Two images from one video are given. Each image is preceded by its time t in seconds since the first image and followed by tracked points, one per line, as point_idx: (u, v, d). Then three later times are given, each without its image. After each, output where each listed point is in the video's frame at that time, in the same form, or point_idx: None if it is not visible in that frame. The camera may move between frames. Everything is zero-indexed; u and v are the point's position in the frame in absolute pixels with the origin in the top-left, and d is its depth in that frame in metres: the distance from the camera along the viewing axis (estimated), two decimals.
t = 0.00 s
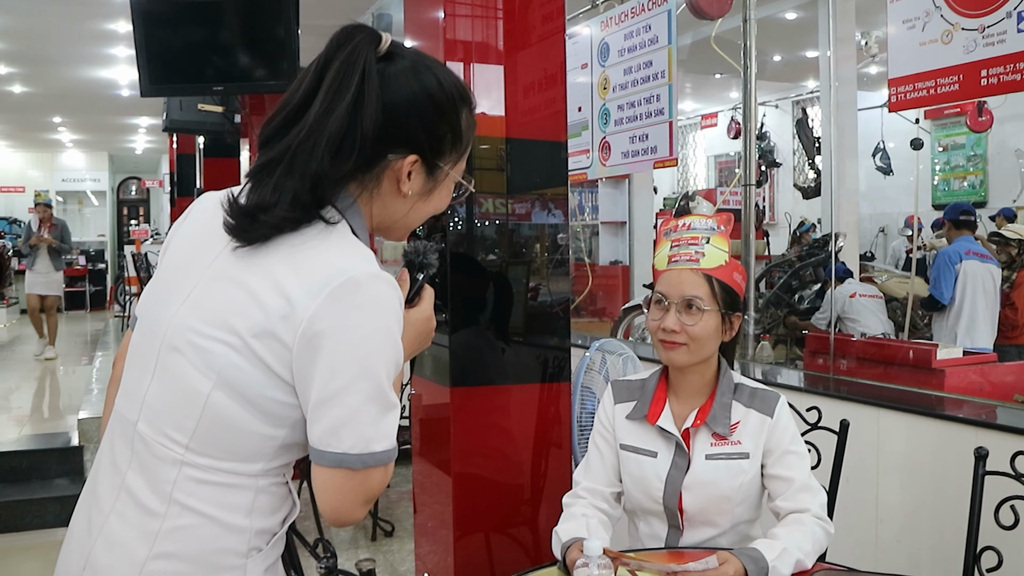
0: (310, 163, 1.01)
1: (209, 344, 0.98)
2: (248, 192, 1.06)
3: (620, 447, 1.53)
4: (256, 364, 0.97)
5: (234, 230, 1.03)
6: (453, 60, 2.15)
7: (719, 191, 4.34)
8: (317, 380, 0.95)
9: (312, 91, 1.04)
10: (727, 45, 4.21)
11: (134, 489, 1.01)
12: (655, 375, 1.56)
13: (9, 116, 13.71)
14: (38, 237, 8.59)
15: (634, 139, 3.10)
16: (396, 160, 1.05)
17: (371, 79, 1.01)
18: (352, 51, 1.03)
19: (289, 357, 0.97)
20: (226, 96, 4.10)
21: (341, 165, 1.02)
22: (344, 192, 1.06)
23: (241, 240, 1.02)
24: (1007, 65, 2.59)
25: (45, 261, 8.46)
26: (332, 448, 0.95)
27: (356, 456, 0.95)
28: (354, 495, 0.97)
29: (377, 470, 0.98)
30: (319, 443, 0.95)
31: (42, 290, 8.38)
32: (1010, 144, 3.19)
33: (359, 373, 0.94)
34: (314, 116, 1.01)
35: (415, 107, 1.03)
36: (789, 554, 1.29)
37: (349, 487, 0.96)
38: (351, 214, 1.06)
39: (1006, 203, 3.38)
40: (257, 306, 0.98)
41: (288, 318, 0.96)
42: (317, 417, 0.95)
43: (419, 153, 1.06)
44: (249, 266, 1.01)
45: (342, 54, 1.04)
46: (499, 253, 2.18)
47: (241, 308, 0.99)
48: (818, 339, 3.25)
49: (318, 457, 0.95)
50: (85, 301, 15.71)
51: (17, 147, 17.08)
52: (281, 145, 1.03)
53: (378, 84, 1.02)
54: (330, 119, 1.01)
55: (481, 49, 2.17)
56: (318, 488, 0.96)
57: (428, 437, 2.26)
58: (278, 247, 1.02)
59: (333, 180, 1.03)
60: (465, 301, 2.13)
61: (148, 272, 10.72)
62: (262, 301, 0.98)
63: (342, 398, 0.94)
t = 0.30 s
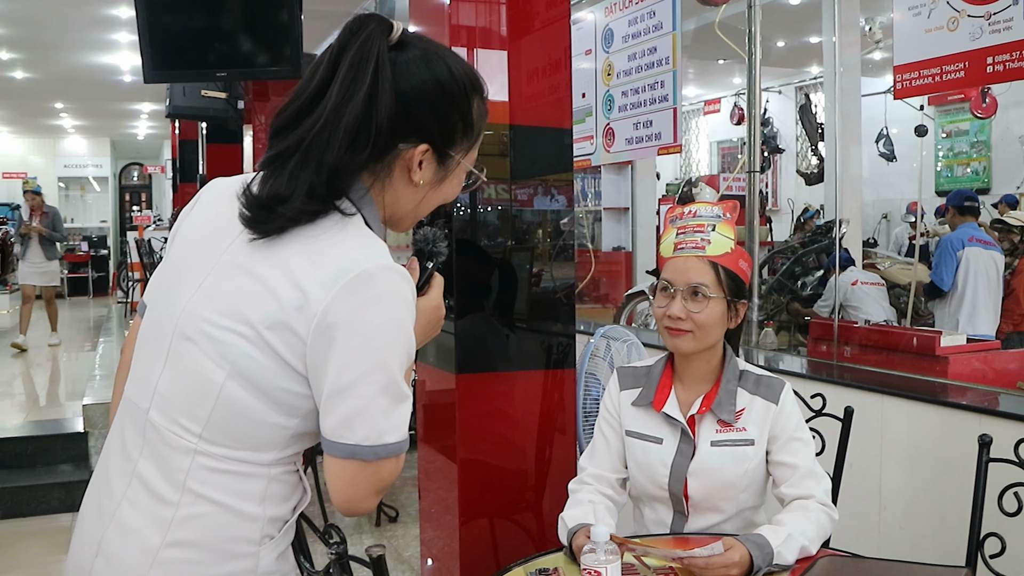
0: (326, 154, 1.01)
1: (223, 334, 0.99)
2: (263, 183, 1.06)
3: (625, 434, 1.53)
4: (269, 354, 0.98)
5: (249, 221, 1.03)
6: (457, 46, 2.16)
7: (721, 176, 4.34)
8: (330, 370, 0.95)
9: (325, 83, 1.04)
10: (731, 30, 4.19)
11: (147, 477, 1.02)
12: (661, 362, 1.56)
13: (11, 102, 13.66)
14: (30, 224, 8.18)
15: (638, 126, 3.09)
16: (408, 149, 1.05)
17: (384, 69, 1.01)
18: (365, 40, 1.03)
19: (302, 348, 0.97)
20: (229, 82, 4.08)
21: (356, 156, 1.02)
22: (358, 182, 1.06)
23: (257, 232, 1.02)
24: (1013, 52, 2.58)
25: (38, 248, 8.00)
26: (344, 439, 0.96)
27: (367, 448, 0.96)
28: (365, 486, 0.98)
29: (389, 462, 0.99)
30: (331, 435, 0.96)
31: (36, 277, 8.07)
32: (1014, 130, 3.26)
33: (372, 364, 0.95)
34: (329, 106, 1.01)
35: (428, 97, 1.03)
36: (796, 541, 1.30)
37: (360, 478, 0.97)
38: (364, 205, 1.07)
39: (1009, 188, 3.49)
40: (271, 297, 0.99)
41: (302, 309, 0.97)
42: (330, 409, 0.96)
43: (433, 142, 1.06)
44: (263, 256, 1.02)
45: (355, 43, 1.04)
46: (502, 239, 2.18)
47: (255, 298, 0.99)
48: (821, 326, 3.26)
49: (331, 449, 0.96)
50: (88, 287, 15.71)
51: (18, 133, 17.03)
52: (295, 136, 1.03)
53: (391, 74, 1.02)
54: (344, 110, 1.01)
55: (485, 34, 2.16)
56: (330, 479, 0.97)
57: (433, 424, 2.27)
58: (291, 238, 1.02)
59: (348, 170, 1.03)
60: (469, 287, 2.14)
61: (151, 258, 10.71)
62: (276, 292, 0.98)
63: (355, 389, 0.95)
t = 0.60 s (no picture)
0: (330, 150, 1.01)
1: (227, 329, 0.99)
2: (266, 179, 1.06)
3: (625, 427, 1.54)
4: (273, 350, 0.98)
5: (254, 217, 1.03)
6: (456, 39, 2.15)
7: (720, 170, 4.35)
8: (334, 366, 0.96)
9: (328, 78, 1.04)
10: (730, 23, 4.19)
11: (150, 471, 1.02)
12: (661, 355, 1.57)
13: (10, 95, 13.62)
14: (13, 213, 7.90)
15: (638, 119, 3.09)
16: (411, 144, 1.05)
17: (387, 64, 1.01)
18: (366, 35, 1.03)
19: (306, 344, 0.98)
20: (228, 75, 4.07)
21: (359, 151, 1.02)
22: (361, 178, 1.06)
23: (262, 228, 1.02)
24: (1011, 47, 2.58)
25: (22, 240, 7.71)
26: (348, 434, 0.96)
27: (370, 443, 0.97)
28: (367, 482, 0.99)
29: (391, 457, 0.99)
30: (335, 430, 0.96)
31: (22, 270, 7.78)
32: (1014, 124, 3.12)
33: (376, 360, 0.96)
34: (332, 102, 1.01)
35: (430, 91, 1.03)
36: (795, 533, 1.31)
37: (362, 474, 0.98)
38: (367, 200, 1.07)
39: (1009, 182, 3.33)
40: (275, 292, 0.99)
41: (306, 305, 0.97)
42: (333, 404, 0.96)
43: (435, 136, 1.06)
44: (267, 252, 1.02)
45: (356, 38, 1.04)
46: (500, 232, 2.18)
47: (258, 293, 0.99)
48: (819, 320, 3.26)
49: (334, 444, 0.96)
50: (87, 280, 15.69)
51: (17, 126, 16.99)
52: (298, 132, 1.03)
53: (393, 69, 1.02)
54: (347, 106, 1.01)
55: (485, 28, 2.16)
56: (333, 474, 0.98)
57: (433, 417, 2.27)
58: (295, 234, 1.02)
59: (351, 166, 1.03)
60: (468, 280, 2.14)
61: (150, 251, 10.69)
62: (280, 287, 0.98)
63: (359, 384, 0.95)
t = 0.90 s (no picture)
0: (317, 148, 1.00)
1: (217, 324, 0.99)
2: (255, 179, 1.05)
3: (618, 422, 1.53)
4: (264, 345, 0.98)
5: (244, 216, 1.02)
6: (451, 33, 2.14)
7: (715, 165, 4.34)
8: (324, 362, 0.95)
9: (314, 77, 1.04)
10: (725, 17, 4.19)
11: (140, 467, 1.01)
12: (654, 351, 1.56)
13: (5, 89, 13.56)
14: None
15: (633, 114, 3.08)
16: (400, 140, 1.04)
17: (372, 60, 1.00)
18: (350, 33, 1.02)
19: (296, 339, 0.97)
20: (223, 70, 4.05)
21: (348, 149, 1.01)
22: (351, 174, 1.05)
23: (251, 226, 1.01)
24: (1007, 42, 2.59)
25: (9, 235, 7.66)
26: (338, 430, 0.95)
27: (361, 438, 0.96)
28: (358, 478, 0.98)
29: (382, 453, 0.99)
30: (325, 425, 0.96)
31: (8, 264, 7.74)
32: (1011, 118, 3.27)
33: (367, 355, 0.95)
34: (318, 100, 1.00)
35: (417, 87, 1.02)
36: (788, 528, 1.31)
37: (353, 470, 0.97)
38: (359, 196, 1.06)
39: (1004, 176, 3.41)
40: (266, 287, 0.98)
41: (297, 299, 0.96)
42: (324, 399, 0.95)
43: (423, 132, 1.05)
44: (259, 246, 1.01)
45: (340, 36, 1.03)
46: (496, 228, 2.16)
47: (249, 288, 0.99)
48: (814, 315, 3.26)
49: (324, 440, 0.96)
50: (83, 275, 15.66)
51: (12, 120, 16.92)
52: (287, 131, 1.02)
53: (378, 66, 1.01)
54: (334, 103, 1.00)
55: (480, 24, 2.16)
56: (323, 469, 0.97)
57: (427, 413, 2.27)
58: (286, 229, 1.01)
59: (340, 164, 1.02)
60: (463, 275, 2.13)
61: (146, 247, 10.67)
62: (271, 281, 0.98)
63: (350, 379, 0.95)
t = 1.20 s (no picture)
0: (311, 143, 0.99)
1: (207, 323, 0.98)
2: (248, 175, 1.03)
3: (610, 421, 1.53)
4: (253, 345, 0.97)
5: (238, 213, 1.01)
6: (447, 32, 2.15)
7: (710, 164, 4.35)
8: (314, 363, 0.94)
9: (309, 74, 1.03)
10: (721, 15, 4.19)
11: (128, 465, 1.00)
12: (647, 349, 1.56)
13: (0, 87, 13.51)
14: None
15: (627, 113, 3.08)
16: (394, 138, 1.04)
17: (367, 58, 1.00)
18: (345, 31, 1.01)
19: (286, 340, 0.96)
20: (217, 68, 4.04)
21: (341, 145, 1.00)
22: (344, 172, 1.04)
23: (245, 223, 1.00)
24: (1001, 40, 2.58)
25: None
26: (327, 432, 0.95)
27: (350, 440, 0.95)
28: (347, 479, 0.97)
29: (371, 455, 0.98)
30: (314, 427, 0.95)
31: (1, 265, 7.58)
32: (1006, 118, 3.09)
33: (357, 356, 0.94)
34: (313, 96, 1.00)
35: (412, 85, 1.02)
36: (780, 528, 1.30)
37: (342, 471, 0.96)
38: (351, 195, 1.05)
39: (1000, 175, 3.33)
40: (256, 287, 0.97)
41: (287, 300, 0.95)
42: (313, 400, 0.94)
43: (418, 130, 1.04)
44: (249, 245, 1.00)
45: (335, 34, 1.02)
46: (492, 226, 2.16)
47: (239, 287, 0.98)
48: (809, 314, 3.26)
49: (313, 441, 0.95)
50: (79, 273, 15.63)
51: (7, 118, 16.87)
52: (280, 128, 1.01)
53: (374, 63, 1.00)
54: (329, 99, 0.99)
55: (475, 22, 2.16)
56: (312, 471, 0.96)
57: (421, 412, 2.26)
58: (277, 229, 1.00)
59: (334, 160, 1.01)
60: (457, 273, 2.12)
61: (141, 245, 10.64)
62: (261, 282, 0.97)
63: (339, 379, 0.94)
